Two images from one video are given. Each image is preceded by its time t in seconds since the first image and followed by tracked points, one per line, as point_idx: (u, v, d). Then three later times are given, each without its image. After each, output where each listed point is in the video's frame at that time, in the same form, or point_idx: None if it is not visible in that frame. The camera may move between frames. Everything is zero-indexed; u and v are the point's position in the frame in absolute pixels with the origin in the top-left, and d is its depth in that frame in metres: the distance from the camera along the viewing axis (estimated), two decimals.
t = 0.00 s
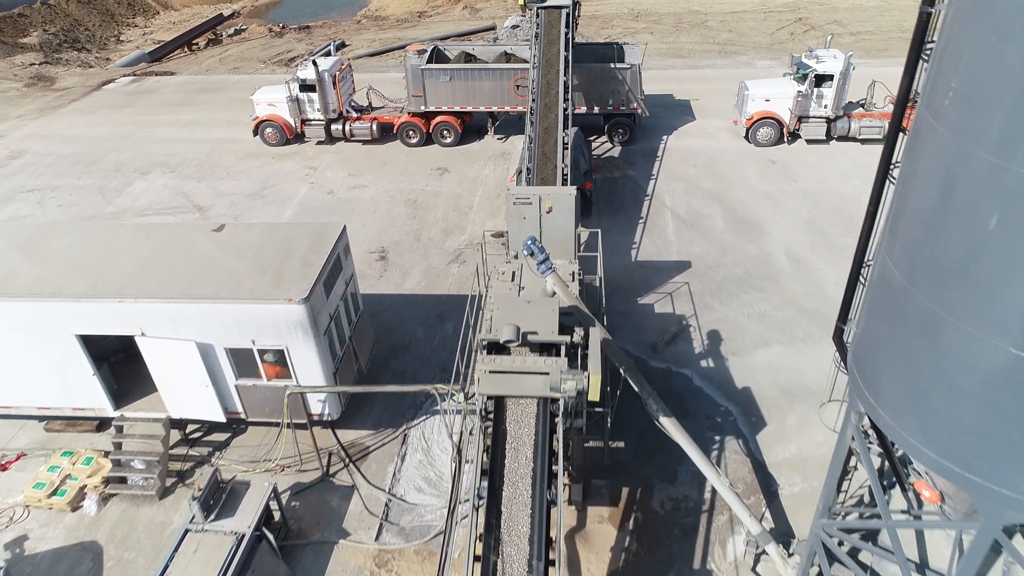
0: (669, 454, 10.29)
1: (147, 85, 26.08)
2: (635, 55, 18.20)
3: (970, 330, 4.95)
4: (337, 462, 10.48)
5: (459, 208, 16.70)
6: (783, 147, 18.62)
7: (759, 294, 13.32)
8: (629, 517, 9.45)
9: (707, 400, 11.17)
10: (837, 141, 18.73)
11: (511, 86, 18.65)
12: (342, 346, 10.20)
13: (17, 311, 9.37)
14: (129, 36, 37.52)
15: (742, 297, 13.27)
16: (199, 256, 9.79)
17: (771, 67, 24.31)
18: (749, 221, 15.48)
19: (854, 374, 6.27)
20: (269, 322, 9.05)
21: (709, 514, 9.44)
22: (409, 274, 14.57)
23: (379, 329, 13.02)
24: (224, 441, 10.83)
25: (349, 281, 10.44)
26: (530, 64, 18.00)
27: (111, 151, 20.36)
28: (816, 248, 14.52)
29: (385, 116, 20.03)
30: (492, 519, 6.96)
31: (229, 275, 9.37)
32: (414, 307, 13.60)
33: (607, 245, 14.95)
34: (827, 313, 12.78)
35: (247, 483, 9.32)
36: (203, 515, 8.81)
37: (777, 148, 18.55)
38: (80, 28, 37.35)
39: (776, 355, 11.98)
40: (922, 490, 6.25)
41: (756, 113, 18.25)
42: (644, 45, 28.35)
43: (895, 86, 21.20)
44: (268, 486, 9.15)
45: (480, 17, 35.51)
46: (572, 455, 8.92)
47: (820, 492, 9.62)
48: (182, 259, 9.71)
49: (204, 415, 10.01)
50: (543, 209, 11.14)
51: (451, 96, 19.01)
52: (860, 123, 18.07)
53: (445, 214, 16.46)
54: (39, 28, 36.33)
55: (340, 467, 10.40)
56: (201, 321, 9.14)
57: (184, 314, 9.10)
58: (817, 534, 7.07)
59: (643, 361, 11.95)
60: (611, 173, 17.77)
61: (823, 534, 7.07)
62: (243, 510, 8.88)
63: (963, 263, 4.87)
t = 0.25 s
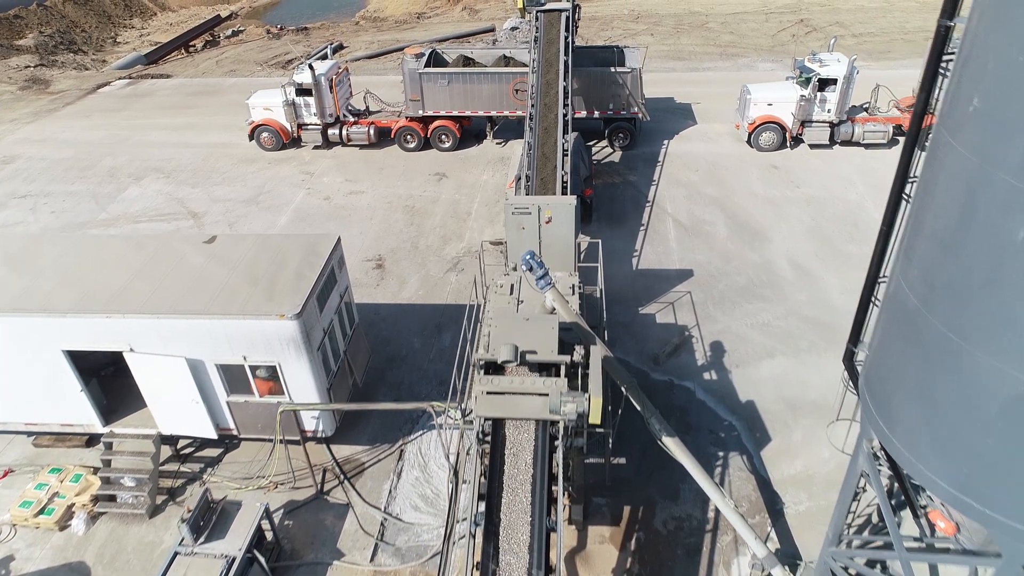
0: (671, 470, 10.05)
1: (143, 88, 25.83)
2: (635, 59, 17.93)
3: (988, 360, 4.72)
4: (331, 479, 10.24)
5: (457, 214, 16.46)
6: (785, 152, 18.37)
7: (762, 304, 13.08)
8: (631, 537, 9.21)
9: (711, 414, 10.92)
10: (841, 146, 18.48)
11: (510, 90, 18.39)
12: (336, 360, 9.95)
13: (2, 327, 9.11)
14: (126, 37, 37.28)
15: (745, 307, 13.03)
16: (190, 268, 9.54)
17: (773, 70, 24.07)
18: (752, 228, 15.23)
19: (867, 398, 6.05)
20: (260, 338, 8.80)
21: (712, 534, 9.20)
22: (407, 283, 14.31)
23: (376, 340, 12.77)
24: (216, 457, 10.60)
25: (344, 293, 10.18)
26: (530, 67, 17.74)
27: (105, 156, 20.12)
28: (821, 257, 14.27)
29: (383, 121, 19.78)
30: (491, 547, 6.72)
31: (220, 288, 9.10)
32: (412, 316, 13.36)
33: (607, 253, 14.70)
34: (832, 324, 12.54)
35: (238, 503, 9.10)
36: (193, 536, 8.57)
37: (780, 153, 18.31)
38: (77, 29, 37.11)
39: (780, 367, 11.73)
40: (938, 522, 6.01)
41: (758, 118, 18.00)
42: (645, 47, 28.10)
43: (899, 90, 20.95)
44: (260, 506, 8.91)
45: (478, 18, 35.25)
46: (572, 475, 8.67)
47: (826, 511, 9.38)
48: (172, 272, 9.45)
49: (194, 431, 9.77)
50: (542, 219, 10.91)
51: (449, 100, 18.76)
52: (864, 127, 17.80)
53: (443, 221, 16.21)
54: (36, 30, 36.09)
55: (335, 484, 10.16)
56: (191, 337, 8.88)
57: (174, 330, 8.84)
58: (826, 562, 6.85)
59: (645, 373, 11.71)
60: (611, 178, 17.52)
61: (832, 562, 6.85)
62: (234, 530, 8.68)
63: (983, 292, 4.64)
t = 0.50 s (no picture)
0: (674, 487, 9.81)
1: (139, 91, 25.59)
2: (636, 62, 17.66)
3: (1010, 395, 4.48)
4: (326, 496, 9.99)
5: (456, 220, 16.21)
6: (789, 156, 18.12)
7: (766, 314, 12.84)
8: (634, 557, 8.96)
9: (714, 428, 10.68)
10: (845, 151, 18.24)
11: (509, 94, 18.14)
12: (331, 375, 9.70)
13: None
14: (123, 39, 37.05)
15: (748, 317, 12.79)
16: (180, 282, 9.30)
17: (775, 73, 23.83)
18: (755, 236, 14.99)
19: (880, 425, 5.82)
20: (252, 354, 8.55)
21: (717, 554, 8.95)
22: (404, 292, 14.06)
23: (373, 352, 12.52)
24: (208, 474, 10.36)
25: (339, 307, 9.92)
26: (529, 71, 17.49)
27: (99, 161, 19.88)
28: (825, 265, 14.02)
29: (381, 125, 19.53)
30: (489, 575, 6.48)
31: (210, 304, 8.86)
32: (409, 327, 13.11)
33: (608, 261, 14.46)
34: (837, 334, 12.30)
35: (229, 525, 8.91)
36: (182, 559, 8.38)
37: (783, 158, 18.06)
38: (74, 30, 36.87)
39: (785, 380, 11.49)
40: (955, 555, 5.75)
41: (761, 122, 17.76)
42: (646, 49, 27.87)
43: (902, 93, 20.71)
44: (252, 526, 8.66)
45: (477, 19, 35.01)
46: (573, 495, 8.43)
47: (834, 530, 9.12)
48: (162, 287, 9.21)
49: (185, 448, 9.53)
50: (542, 229, 10.67)
51: (448, 104, 18.52)
52: (868, 132, 17.57)
53: (442, 227, 15.96)
54: (32, 31, 35.85)
55: (329, 502, 9.91)
56: (181, 353, 8.63)
57: (163, 346, 8.59)
58: None
59: (647, 385, 11.47)
60: (612, 184, 17.28)
61: None
62: (226, 551, 8.44)
63: (1006, 322, 4.41)
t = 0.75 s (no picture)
0: (679, 506, 9.56)
1: (135, 94, 25.33)
2: (638, 66, 17.42)
3: None
4: (321, 515, 9.74)
5: (455, 227, 15.96)
6: (792, 161, 17.88)
7: (771, 324, 12.59)
8: None
9: (719, 444, 10.43)
10: (849, 155, 18.00)
11: (509, 98, 17.88)
12: (327, 391, 9.46)
13: None
14: (120, 40, 36.80)
15: (753, 327, 12.54)
16: (171, 297, 9.05)
17: (778, 76, 23.59)
18: (760, 243, 14.74)
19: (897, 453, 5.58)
20: (245, 371, 8.30)
21: None
22: (402, 301, 13.81)
23: (370, 363, 12.27)
24: (201, 491, 10.12)
25: (335, 321, 9.67)
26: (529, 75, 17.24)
27: (94, 166, 19.62)
28: (830, 273, 13.78)
29: (379, 129, 19.27)
30: None
31: (202, 319, 8.62)
32: (408, 337, 12.86)
33: (610, 269, 14.21)
34: (844, 346, 12.05)
35: (221, 549, 8.87)
36: None
37: (786, 163, 17.82)
38: (70, 32, 36.60)
39: (791, 393, 11.24)
40: None
41: (765, 127, 17.52)
42: (647, 52, 27.62)
43: (907, 96, 20.46)
44: (245, 547, 8.42)
45: (477, 20, 34.76)
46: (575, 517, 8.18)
47: (843, 551, 8.87)
48: (152, 302, 8.96)
49: (177, 466, 9.27)
50: (542, 239, 10.42)
51: (447, 108, 18.26)
52: (873, 136, 17.33)
53: (440, 234, 15.71)
54: (28, 33, 35.59)
55: (325, 520, 9.67)
56: (171, 370, 8.38)
57: (153, 364, 8.34)
58: None
59: (650, 399, 11.22)
60: (613, 189, 17.03)
61: None
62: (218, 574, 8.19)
63: None
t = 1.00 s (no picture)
0: (684, 525, 9.31)
1: (132, 97, 25.08)
2: (640, 70, 17.16)
3: None
4: (318, 534, 9.50)
5: (455, 234, 15.72)
6: (797, 166, 17.64)
7: (777, 335, 12.34)
8: None
9: (725, 460, 10.18)
10: (854, 160, 17.76)
11: (509, 102, 17.61)
12: (323, 408, 9.21)
13: None
14: (117, 42, 36.57)
15: (759, 338, 12.29)
16: (163, 312, 8.80)
17: (781, 79, 23.35)
18: (764, 251, 14.50)
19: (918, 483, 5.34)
20: (238, 389, 8.05)
21: None
22: (401, 310, 13.56)
23: (368, 375, 12.03)
24: (194, 509, 9.86)
25: (331, 335, 9.42)
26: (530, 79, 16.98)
27: (89, 171, 19.37)
28: (837, 282, 13.53)
29: (377, 133, 19.02)
30: None
31: (194, 335, 8.37)
32: (407, 348, 12.61)
33: (612, 278, 13.97)
34: (852, 358, 11.81)
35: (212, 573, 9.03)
36: None
37: (791, 168, 17.57)
38: (68, 34, 36.37)
39: (798, 407, 11.00)
40: None
41: (769, 131, 17.26)
42: (648, 54, 27.39)
43: (912, 99, 20.22)
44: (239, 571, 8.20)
45: (477, 22, 34.52)
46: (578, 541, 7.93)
47: (854, 572, 8.62)
48: (144, 318, 8.71)
49: (169, 485, 9.02)
50: (544, 250, 10.16)
51: (446, 113, 18.01)
52: (879, 141, 17.10)
53: (440, 241, 15.47)
54: (25, 34, 35.37)
55: (321, 540, 9.42)
56: (162, 388, 8.13)
57: (144, 381, 8.09)
58: None
59: (654, 413, 10.98)
60: (615, 195, 16.78)
61: None
62: None
63: None
